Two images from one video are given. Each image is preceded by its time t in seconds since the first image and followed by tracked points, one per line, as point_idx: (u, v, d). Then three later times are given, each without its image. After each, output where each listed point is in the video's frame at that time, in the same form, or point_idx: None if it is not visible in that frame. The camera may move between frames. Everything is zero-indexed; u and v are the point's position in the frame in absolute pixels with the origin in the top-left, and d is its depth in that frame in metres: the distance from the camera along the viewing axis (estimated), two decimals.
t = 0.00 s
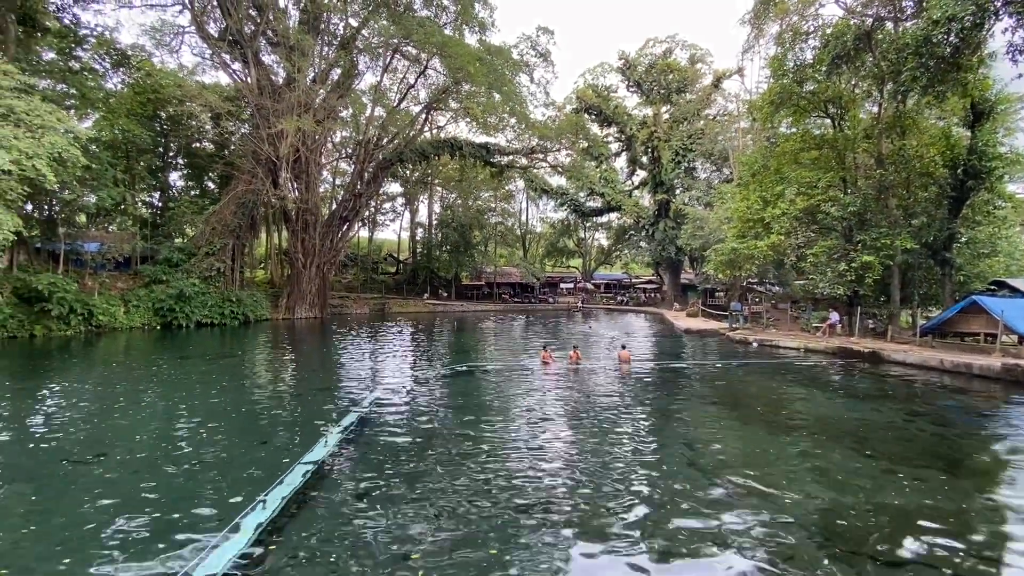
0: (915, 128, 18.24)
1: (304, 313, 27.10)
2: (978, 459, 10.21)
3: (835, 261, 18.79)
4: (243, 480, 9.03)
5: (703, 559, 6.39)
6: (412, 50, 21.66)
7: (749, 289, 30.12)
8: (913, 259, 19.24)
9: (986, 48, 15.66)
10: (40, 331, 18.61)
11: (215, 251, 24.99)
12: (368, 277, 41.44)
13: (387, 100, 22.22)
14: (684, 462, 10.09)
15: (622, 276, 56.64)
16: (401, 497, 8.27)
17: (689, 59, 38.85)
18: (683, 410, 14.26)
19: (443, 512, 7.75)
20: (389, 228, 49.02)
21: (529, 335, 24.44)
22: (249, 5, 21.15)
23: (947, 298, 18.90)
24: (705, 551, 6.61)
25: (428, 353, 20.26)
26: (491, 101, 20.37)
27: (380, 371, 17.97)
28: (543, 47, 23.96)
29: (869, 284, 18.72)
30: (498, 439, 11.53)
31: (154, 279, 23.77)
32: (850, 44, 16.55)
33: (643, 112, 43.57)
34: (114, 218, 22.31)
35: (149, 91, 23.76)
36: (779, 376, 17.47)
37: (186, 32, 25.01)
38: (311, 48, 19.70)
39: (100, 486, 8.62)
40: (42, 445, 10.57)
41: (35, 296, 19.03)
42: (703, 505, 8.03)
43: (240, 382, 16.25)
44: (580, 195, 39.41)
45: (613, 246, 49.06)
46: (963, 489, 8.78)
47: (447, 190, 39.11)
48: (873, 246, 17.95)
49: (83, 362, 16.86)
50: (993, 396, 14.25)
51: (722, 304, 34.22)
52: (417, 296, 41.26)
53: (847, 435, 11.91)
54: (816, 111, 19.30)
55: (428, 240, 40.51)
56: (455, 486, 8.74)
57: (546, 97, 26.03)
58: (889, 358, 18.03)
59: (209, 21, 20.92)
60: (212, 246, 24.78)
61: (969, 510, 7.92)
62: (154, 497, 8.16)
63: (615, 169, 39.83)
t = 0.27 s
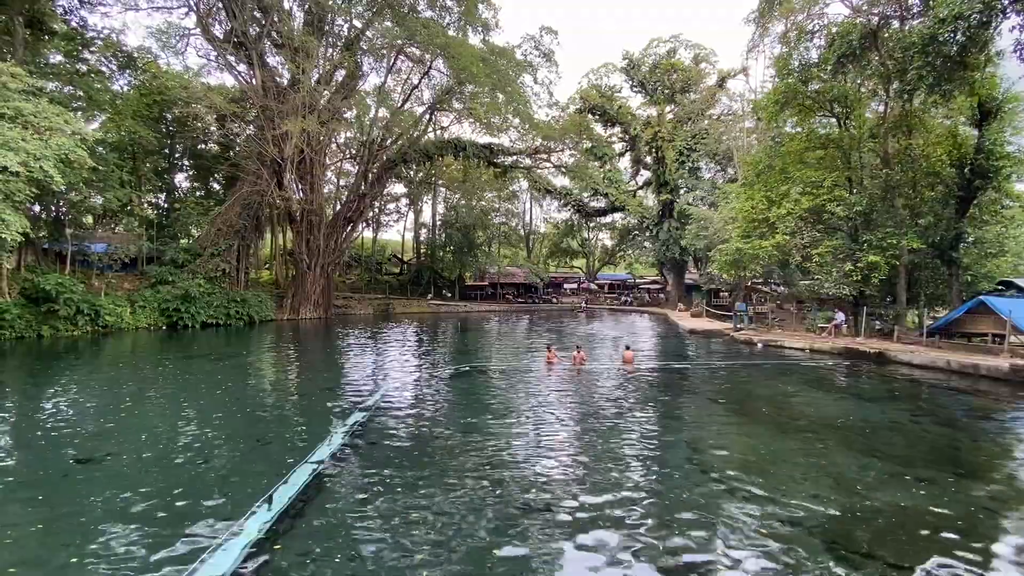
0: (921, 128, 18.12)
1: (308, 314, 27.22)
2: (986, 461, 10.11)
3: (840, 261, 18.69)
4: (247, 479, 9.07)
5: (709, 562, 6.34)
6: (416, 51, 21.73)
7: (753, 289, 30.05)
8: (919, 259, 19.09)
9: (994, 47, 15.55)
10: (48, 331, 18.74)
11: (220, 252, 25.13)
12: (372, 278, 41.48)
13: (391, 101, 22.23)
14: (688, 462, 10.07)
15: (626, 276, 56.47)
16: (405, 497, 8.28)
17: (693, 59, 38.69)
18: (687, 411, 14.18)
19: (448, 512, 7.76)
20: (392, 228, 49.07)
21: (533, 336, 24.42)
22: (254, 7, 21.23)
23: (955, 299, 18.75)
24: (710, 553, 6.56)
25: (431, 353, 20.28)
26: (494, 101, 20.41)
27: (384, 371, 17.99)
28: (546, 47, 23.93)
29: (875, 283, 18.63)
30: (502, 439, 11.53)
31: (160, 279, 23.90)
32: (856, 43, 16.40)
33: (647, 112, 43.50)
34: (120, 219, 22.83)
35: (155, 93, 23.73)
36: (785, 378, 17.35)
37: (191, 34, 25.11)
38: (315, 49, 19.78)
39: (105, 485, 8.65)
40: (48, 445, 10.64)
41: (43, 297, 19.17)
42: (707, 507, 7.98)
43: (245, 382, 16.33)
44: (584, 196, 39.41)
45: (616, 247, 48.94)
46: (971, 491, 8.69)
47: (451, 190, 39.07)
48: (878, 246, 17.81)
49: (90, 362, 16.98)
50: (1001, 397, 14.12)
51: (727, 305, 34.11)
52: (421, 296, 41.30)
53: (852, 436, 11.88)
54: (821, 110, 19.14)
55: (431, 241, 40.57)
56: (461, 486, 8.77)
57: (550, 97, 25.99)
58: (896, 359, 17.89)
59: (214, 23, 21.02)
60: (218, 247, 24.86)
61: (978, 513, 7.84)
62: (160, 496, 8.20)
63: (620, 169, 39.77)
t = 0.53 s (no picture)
0: (928, 126, 17.98)
1: (310, 314, 27.19)
2: (994, 464, 9.95)
3: (845, 261, 18.42)
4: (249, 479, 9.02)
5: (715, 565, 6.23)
6: (418, 49, 21.69)
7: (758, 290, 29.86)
8: (925, 258, 18.83)
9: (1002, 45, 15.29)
10: (50, 332, 18.70)
11: (222, 251, 25.07)
12: (372, 277, 41.44)
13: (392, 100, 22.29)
14: (691, 465, 9.91)
15: (629, 276, 56.20)
16: (404, 499, 8.16)
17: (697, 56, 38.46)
18: (691, 412, 14.01)
19: (448, 514, 7.65)
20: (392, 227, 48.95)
21: (536, 336, 24.28)
22: (255, 6, 21.17)
23: (962, 299, 18.54)
24: (715, 556, 6.44)
25: (433, 354, 20.19)
26: (496, 101, 20.38)
27: (385, 371, 17.91)
28: (548, 45, 23.81)
29: (880, 283, 18.42)
30: (503, 441, 11.41)
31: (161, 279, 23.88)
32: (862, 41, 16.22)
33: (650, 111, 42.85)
34: (121, 219, 23.36)
35: (156, 92, 23.83)
36: (790, 379, 17.16)
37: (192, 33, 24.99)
38: (317, 47, 19.77)
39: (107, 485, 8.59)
40: (49, 446, 10.55)
41: (45, 297, 19.15)
42: (712, 509, 7.85)
43: (245, 382, 16.23)
44: (586, 195, 39.20)
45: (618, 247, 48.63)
46: (979, 494, 8.54)
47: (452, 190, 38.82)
48: (884, 245, 17.60)
49: (90, 362, 16.94)
50: (1009, 399, 13.93)
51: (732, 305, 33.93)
52: (422, 296, 41.26)
53: (857, 438, 11.70)
54: (826, 108, 18.69)
55: (432, 241, 40.47)
56: (463, 487, 8.67)
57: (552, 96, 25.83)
58: (902, 360, 17.69)
59: (215, 21, 20.99)
60: (219, 247, 24.79)
61: (986, 516, 7.69)
62: (161, 497, 8.10)
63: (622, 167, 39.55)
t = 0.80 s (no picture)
0: (973, 109, 16.17)
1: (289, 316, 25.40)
2: None
3: (881, 258, 16.63)
4: (223, 495, 7.66)
5: None
6: (408, 24, 19.96)
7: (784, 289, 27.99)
8: (969, 255, 17.04)
9: None
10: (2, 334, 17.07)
11: (192, 247, 23.43)
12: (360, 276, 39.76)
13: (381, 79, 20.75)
14: (715, 484, 8.28)
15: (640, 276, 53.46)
16: (364, 529, 6.58)
17: (717, 32, 36.66)
18: (713, 425, 12.31)
19: (421, 550, 6.06)
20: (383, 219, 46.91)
21: (540, 341, 22.50)
22: None
23: (1009, 299, 16.71)
24: None
25: (427, 359, 18.53)
26: (496, 80, 18.75)
27: (373, 378, 16.28)
28: (553, 18, 21.97)
29: (920, 283, 16.69)
30: (502, 454, 9.83)
31: (126, 276, 22.34)
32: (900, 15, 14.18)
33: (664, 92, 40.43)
34: (82, 211, 21.35)
35: (121, 71, 22.06)
36: (819, 388, 15.43)
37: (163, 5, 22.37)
38: (297, 22, 18.14)
39: (60, 503, 7.28)
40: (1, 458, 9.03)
41: None
42: (745, 545, 6.23)
43: (220, 391, 14.63)
44: (595, 185, 37.19)
45: (630, 242, 46.40)
46: None
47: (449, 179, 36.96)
48: (923, 240, 15.84)
49: (48, 366, 15.34)
50: None
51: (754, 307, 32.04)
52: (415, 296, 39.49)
53: (909, 452, 10.01)
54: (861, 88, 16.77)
55: (426, 236, 38.66)
56: (447, 511, 7.11)
57: (557, 75, 23.93)
58: (942, 367, 15.90)
59: None
60: (189, 241, 23.27)
61: None
62: (123, 523, 6.67)
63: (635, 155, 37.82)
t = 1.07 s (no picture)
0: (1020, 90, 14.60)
1: (265, 318, 23.80)
2: None
3: (917, 254, 15.14)
4: (188, 521, 6.88)
5: None
6: None
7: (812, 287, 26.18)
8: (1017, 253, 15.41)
9: None
10: None
11: (157, 241, 21.67)
12: (342, 274, 38.45)
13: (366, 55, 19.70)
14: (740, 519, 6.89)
15: (653, 275, 50.22)
16: None
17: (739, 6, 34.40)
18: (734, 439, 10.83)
19: None
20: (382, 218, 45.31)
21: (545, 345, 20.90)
22: None
23: None
24: None
25: (418, 364, 16.98)
26: (494, 57, 17.37)
27: (358, 385, 14.74)
28: None
29: (961, 282, 15.14)
30: (498, 472, 8.53)
31: (86, 274, 20.88)
32: None
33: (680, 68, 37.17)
34: (35, 198, 20.97)
35: (78, 47, 21.61)
36: (847, 396, 13.93)
37: None
38: None
39: None
40: None
41: None
42: None
43: (188, 399, 13.17)
44: (603, 172, 33.70)
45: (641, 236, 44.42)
46: None
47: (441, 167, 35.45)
48: (964, 235, 14.31)
49: None
50: None
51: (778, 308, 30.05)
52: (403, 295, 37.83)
53: (974, 483, 8.50)
54: (896, 68, 15.13)
55: (416, 228, 36.91)
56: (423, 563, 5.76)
57: (561, 51, 22.24)
58: (984, 374, 14.33)
59: None
60: (154, 235, 21.49)
61: None
62: None
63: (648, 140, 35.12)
